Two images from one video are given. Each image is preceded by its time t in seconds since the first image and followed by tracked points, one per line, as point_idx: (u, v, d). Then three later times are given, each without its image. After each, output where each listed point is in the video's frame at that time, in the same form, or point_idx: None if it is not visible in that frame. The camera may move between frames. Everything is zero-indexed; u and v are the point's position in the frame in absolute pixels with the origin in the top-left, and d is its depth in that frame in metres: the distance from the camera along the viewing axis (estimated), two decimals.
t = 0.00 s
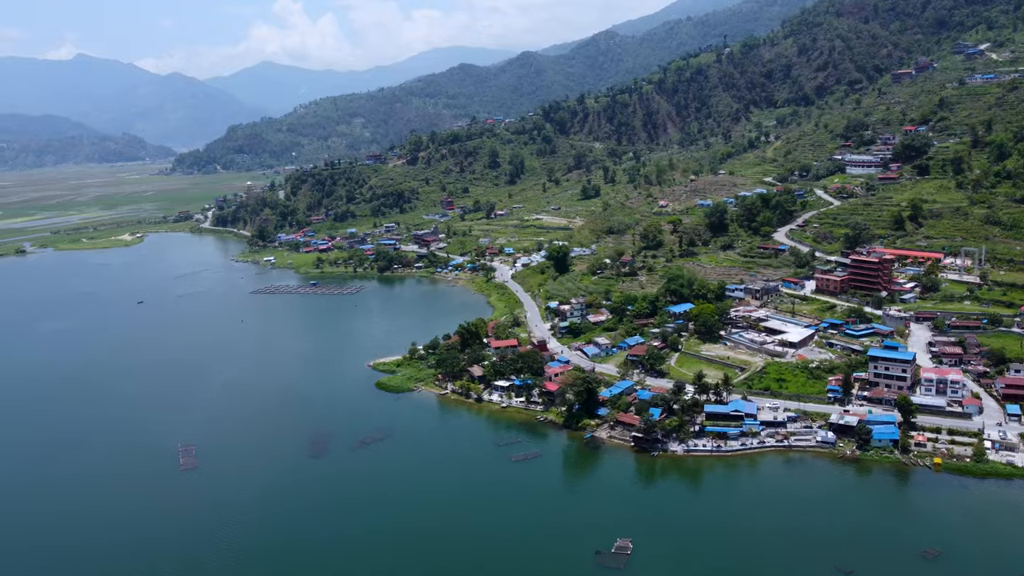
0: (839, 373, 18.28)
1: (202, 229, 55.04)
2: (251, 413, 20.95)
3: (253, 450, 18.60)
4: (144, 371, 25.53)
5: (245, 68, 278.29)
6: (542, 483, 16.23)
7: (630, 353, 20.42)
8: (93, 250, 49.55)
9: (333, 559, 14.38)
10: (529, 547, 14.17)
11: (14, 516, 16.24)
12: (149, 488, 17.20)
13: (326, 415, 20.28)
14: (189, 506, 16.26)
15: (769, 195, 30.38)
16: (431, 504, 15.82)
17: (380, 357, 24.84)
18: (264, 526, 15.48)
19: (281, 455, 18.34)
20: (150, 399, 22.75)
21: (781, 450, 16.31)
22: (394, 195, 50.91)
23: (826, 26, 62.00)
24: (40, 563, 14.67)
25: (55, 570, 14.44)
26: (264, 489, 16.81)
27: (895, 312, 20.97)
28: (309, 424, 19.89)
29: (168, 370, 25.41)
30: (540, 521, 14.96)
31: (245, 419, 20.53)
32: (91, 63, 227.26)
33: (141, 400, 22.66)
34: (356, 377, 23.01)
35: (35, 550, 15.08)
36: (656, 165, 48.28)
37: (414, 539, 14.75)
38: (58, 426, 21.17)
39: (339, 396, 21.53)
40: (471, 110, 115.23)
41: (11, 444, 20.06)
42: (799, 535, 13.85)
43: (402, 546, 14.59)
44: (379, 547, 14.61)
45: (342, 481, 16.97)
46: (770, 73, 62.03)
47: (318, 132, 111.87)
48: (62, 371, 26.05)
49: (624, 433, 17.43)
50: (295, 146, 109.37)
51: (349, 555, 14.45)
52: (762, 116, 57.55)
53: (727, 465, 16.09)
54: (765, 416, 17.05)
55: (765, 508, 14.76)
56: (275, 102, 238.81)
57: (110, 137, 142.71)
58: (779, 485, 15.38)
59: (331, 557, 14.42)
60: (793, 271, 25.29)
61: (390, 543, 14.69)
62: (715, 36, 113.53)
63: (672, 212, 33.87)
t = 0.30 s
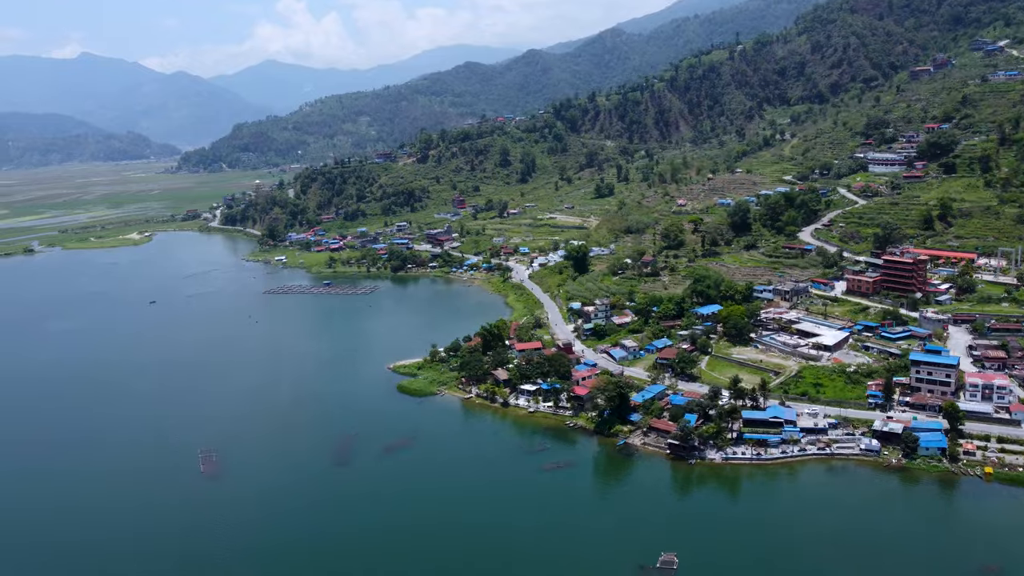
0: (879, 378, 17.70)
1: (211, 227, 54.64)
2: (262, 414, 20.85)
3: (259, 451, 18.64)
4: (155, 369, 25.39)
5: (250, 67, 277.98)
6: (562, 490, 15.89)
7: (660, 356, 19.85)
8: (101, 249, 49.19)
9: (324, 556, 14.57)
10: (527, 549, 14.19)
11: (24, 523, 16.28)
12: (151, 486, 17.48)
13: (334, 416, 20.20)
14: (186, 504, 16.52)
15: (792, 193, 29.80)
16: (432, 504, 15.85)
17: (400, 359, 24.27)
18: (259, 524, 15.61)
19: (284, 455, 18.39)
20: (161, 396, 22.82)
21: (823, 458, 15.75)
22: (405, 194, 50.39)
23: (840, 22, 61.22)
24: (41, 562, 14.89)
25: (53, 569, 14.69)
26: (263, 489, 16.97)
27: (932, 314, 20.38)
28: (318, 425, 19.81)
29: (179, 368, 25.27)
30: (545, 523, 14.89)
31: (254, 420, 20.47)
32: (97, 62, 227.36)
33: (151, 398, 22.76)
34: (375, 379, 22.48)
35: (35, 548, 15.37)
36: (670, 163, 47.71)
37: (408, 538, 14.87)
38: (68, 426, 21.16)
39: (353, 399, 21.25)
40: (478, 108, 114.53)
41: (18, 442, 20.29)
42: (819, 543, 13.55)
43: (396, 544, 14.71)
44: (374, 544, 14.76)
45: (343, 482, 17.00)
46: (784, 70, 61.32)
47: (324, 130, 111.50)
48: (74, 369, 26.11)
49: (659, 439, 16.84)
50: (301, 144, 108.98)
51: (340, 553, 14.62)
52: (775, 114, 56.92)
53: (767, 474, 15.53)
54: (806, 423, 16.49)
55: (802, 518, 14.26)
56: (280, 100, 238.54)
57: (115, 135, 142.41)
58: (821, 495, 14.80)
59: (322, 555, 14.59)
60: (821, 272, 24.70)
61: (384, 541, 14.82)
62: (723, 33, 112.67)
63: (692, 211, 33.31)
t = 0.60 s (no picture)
0: (923, 385, 17.11)
1: (220, 227, 54.13)
2: (273, 415, 20.39)
3: (267, 450, 18.32)
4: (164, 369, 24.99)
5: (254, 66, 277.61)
6: (594, 501, 15.24)
7: (692, 360, 19.28)
8: (110, 248, 48.71)
9: (326, 556, 14.24)
10: (550, 555, 13.75)
11: (30, 522, 15.94)
12: (159, 483, 17.18)
13: (347, 418, 19.74)
14: (193, 502, 16.20)
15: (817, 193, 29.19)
16: (443, 504, 15.52)
17: (422, 362, 23.54)
18: (263, 525, 15.23)
19: (291, 454, 18.06)
20: (172, 395, 22.46)
21: (869, 468, 15.18)
22: (415, 193, 49.81)
23: (854, 19, 60.49)
24: (45, 563, 14.55)
25: (56, 569, 14.36)
26: (269, 488, 16.64)
27: (973, 318, 19.76)
28: (330, 426, 19.39)
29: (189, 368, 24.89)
30: (560, 528, 14.48)
31: (264, 421, 20.02)
32: (101, 61, 227.30)
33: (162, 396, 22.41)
34: (397, 384, 21.73)
35: (40, 548, 15.01)
36: (684, 162, 47.11)
37: (418, 537, 14.54)
38: (76, 424, 20.81)
39: (368, 400, 20.80)
40: (483, 107, 113.96)
41: (26, 442, 19.87)
42: (848, 552, 13.06)
43: (404, 544, 14.38)
44: (385, 545, 14.38)
45: (349, 481, 16.66)
46: (797, 68, 60.63)
47: (330, 129, 111.05)
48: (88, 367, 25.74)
49: (698, 448, 16.26)
50: (306, 143, 108.49)
51: (346, 552, 14.29)
52: (789, 112, 56.28)
53: (812, 485, 14.95)
54: (850, 431, 15.92)
55: (835, 529, 13.74)
56: (284, 99, 238.18)
57: (119, 134, 142.06)
58: (868, 508, 14.20)
59: (327, 555, 14.26)
60: (852, 273, 24.11)
61: (401, 544, 14.37)
62: (731, 31, 111.88)
63: (713, 211, 32.71)
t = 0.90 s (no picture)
0: (966, 392, 16.56)
1: (227, 226, 53.61)
2: (285, 415, 19.94)
3: (276, 450, 17.94)
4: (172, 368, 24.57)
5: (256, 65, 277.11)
6: (621, 508, 14.74)
7: (724, 365, 18.73)
8: (116, 248, 48.20)
9: (327, 555, 13.97)
10: (576, 564, 13.28)
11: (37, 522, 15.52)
12: (166, 483, 16.74)
13: (362, 421, 19.26)
14: (201, 502, 15.81)
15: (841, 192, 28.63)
16: (455, 506, 15.16)
17: (442, 366, 22.93)
18: (275, 527, 14.79)
19: (302, 454, 17.61)
20: (180, 394, 22.00)
21: (916, 478, 14.64)
22: (425, 192, 49.25)
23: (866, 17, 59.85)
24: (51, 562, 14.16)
25: (62, 569, 13.95)
26: (275, 487, 16.28)
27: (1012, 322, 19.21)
28: (343, 428, 18.95)
29: (198, 368, 24.46)
30: (586, 536, 14.00)
31: (275, 421, 19.56)
32: (104, 60, 226.98)
33: (169, 396, 21.97)
34: (414, 388, 21.20)
35: (45, 547, 14.60)
36: (697, 161, 46.58)
37: (435, 543, 14.07)
38: (83, 423, 20.41)
39: (383, 403, 20.33)
40: (487, 106, 113.35)
41: (31, 441, 19.42)
42: (886, 564, 12.62)
43: (421, 550, 13.91)
44: (401, 550, 13.93)
45: (362, 482, 16.29)
46: (808, 66, 60.03)
47: (334, 128, 110.57)
48: (95, 367, 25.27)
49: (736, 457, 15.70)
50: (310, 142, 107.99)
51: (364, 558, 13.80)
52: (801, 110, 55.74)
53: (857, 496, 14.39)
54: (895, 441, 15.37)
55: (879, 541, 13.23)
56: (286, 99, 237.70)
57: (122, 133, 141.63)
58: (916, 521, 13.64)
59: (343, 560, 13.79)
60: (880, 275, 23.58)
61: (419, 550, 13.91)
62: (737, 30, 111.27)
63: (732, 211, 32.16)
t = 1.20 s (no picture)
0: (1009, 401, 15.97)
1: (230, 228, 52.98)
2: (293, 418, 19.30)
3: (283, 452, 17.35)
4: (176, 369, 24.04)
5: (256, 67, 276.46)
6: (648, 519, 14.16)
7: (753, 373, 18.13)
8: (119, 250, 47.55)
9: (332, 559, 13.42)
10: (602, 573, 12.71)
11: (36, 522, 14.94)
12: (169, 485, 16.17)
13: (372, 425, 18.69)
14: (205, 504, 15.23)
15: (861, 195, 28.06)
16: (473, 513, 14.59)
17: (456, 371, 22.32)
18: (283, 531, 14.21)
19: (310, 457, 17.05)
20: (183, 395, 21.45)
21: (963, 493, 14.03)
22: (431, 194, 48.66)
23: (875, 17, 59.29)
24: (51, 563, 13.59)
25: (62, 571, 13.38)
26: (283, 490, 15.68)
27: None
28: (353, 431, 18.39)
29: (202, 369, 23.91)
30: (612, 546, 13.41)
31: (281, 423, 18.98)
32: (103, 61, 226.29)
33: (172, 397, 21.42)
34: (426, 393, 20.64)
35: (43, 549, 14.01)
36: (706, 163, 46.03)
37: (452, 548, 13.50)
38: (84, 424, 19.84)
39: (393, 407, 19.77)
40: (489, 107, 112.76)
41: (30, 441, 18.85)
42: None
43: (437, 555, 13.34)
44: (416, 556, 13.35)
45: (374, 487, 15.71)
46: (817, 67, 59.47)
47: (335, 129, 109.94)
48: (96, 368, 24.70)
49: (773, 470, 15.06)
50: (311, 143, 107.35)
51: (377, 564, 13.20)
52: (809, 111, 55.17)
53: (901, 512, 13.78)
54: (938, 453, 14.78)
55: (926, 559, 12.61)
56: (286, 100, 237.05)
57: (122, 134, 140.94)
58: (963, 538, 13.04)
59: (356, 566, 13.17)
60: (907, 279, 23.02)
61: (434, 555, 13.34)
62: (739, 30, 110.69)
63: (749, 214, 31.57)
